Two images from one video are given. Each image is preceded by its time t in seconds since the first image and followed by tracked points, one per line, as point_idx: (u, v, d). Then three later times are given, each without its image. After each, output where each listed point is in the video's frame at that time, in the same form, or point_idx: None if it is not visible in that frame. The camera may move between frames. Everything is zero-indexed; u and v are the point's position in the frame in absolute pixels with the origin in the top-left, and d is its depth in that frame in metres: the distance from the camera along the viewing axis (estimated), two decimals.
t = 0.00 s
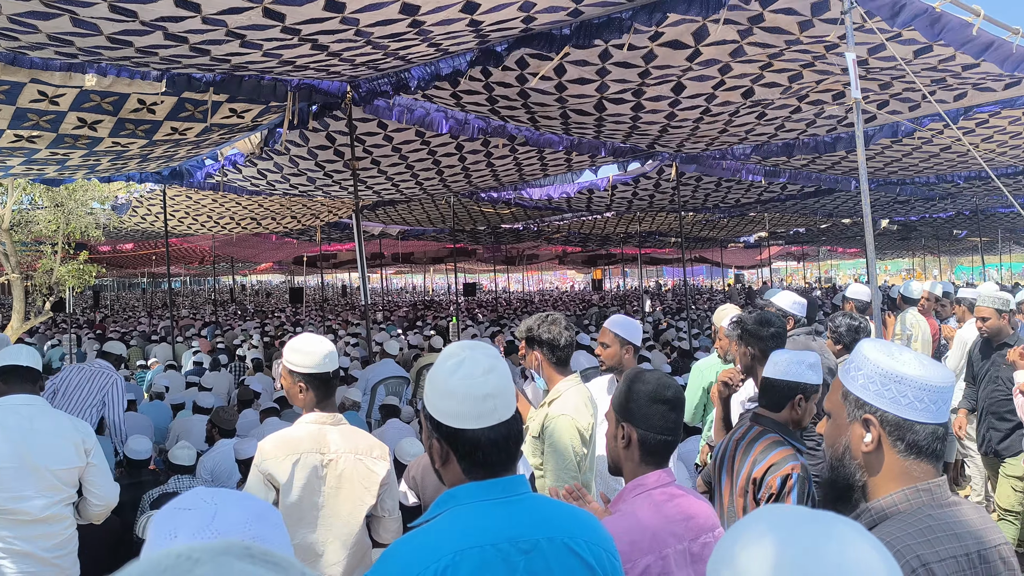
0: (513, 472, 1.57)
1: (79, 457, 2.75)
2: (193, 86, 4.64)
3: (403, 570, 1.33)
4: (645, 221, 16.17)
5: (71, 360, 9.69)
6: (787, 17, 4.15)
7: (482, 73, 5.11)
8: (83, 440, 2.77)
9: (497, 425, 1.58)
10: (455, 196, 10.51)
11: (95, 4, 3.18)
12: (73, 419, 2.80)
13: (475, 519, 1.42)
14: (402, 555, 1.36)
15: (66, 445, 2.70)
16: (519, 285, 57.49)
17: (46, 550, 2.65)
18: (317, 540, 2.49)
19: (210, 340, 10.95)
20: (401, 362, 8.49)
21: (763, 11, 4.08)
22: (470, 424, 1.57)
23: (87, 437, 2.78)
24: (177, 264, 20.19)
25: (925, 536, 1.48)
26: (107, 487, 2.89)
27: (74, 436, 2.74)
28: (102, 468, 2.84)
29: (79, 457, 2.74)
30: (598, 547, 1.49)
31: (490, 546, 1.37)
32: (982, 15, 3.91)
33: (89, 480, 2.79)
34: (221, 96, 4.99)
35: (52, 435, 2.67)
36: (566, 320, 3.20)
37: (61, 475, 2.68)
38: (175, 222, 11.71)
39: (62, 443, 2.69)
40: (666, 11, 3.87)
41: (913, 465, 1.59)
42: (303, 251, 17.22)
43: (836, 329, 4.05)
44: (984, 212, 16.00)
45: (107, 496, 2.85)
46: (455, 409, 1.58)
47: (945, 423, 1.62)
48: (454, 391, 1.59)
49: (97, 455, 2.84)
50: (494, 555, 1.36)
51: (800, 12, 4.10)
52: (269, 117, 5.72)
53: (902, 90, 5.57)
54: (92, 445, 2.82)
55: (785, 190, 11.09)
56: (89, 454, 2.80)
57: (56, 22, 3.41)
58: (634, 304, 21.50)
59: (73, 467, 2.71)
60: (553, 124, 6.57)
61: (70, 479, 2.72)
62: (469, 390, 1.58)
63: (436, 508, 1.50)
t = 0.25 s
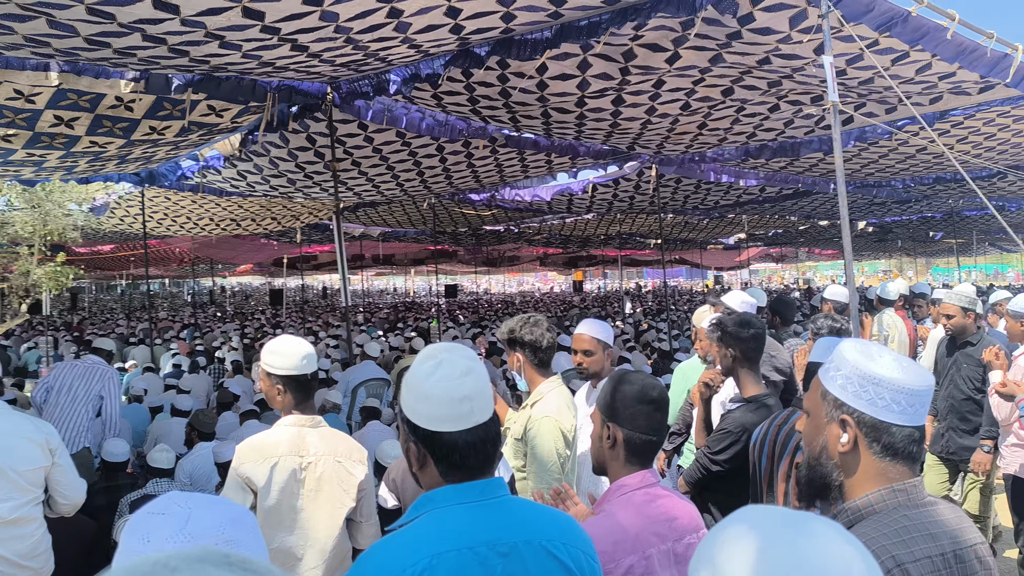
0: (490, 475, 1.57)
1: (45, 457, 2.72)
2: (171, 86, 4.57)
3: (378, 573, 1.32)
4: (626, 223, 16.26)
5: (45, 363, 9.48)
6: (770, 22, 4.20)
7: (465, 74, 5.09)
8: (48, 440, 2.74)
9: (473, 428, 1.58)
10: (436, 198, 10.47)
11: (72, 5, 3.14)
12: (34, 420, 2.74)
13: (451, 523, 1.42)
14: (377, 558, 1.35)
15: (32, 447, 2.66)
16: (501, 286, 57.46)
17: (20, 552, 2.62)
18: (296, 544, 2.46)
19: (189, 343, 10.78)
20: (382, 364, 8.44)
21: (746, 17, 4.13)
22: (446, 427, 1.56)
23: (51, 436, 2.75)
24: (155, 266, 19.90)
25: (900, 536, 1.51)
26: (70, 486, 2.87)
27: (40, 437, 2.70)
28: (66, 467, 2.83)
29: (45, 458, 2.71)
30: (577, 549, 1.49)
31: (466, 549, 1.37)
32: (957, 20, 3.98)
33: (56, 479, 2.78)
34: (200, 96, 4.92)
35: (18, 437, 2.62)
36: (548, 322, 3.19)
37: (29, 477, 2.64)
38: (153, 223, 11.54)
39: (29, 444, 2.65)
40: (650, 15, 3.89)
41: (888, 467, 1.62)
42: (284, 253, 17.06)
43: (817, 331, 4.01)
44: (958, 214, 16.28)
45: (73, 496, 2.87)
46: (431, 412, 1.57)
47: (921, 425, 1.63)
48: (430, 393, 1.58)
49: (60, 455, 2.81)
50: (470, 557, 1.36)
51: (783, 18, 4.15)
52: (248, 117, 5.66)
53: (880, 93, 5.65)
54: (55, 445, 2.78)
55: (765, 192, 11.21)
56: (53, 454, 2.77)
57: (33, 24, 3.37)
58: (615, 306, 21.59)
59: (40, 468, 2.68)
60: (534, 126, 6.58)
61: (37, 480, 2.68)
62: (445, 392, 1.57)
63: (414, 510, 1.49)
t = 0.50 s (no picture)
0: (479, 475, 1.57)
1: (31, 459, 2.71)
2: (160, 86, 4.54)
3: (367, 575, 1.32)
4: (618, 223, 16.29)
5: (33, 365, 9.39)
6: (763, 24, 4.21)
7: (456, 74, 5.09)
8: (34, 442, 2.73)
9: (462, 429, 1.58)
10: (428, 198, 10.46)
11: (60, 7, 3.13)
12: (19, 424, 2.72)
13: (440, 524, 1.41)
14: (366, 560, 1.35)
15: (18, 449, 2.65)
16: (492, 286, 57.40)
17: (11, 553, 2.61)
18: (289, 544, 2.45)
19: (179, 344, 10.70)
20: (374, 365, 8.41)
21: (738, 19, 4.14)
22: (433, 427, 1.56)
23: (36, 438, 2.74)
24: (145, 266, 19.74)
25: (884, 536, 1.52)
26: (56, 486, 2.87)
27: (26, 439, 2.69)
28: (52, 467, 2.82)
29: (32, 460, 2.70)
30: (566, 550, 1.49)
31: (455, 550, 1.36)
32: (946, 21, 4.01)
33: (42, 479, 2.78)
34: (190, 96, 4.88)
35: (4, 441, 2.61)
36: (539, 322, 3.19)
37: (18, 479, 2.63)
38: (142, 224, 11.45)
39: (15, 447, 2.63)
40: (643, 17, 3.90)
41: (874, 467, 1.63)
42: (275, 253, 16.97)
43: (810, 331, 3.98)
44: (947, 215, 16.40)
45: (60, 494, 2.88)
46: (419, 412, 1.57)
47: (907, 426, 1.65)
48: (419, 394, 1.58)
49: (46, 456, 2.80)
50: (458, 559, 1.36)
51: (776, 19, 4.16)
52: (238, 117, 5.63)
53: (870, 94, 5.69)
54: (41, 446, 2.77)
55: (756, 193, 11.25)
56: (39, 456, 2.76)
57: (20, 27, 3.34)
58: (607, 307, 21.61)
59: (28, 469, 2.67)
60: (526, 126, 6.59)
61: (26, 482, 2.67)
62: (433, 392, 1.57)
63: (402, 512, 1.49)
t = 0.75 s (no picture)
0: (475, 476, 1.57)
1: (32, 441, 2.81)
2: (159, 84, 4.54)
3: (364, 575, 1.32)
4: (617, 223, 16.28)
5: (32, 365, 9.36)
6: (764, 24, 4.21)
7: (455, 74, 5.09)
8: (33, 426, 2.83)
9: (457, 429, 1.58)
10: (427, 198, 10.45)
11: (59, 6, 3.13)
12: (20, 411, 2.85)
13: (436, 525, 1.41)
14: (363, 561, 1.35)
15: (18, 429, 2.76)
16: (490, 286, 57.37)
17: (12, 529, 2.66)
18: (284, 545, 2.44)
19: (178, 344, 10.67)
20: (373, 365, 8.39)
21: (737, 18, 4.14)
22: (429, 427, 1.56)
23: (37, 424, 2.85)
24: (144, 267, 19.70)
25: (878, 537, 1.51)
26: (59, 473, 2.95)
27: (24, 421, 2.79)
28: (54, 452, 2.90)
29: (32, 441, 2.79)
30: (563, 550, 1.49)
31: (452, 551, 1.36)
32: (945, 21, 4.02)
33: (43, 463, 2.85)
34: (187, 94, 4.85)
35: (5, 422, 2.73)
36: (536, 323, 3.19)
37: (18, 458, 2.72)
38: (141, 224, 11.43)
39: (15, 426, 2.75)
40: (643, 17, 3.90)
41: (868, 468, 1.62)
42: (273, 254, 16.94)
43: (809, 331, 4.01)
44: (946, 215, 16.40)
45: (62, 478, 2.93)
46: (416, 412, 1.57)
47: (905, 428, 1.64)
48: (415, 394, 1.58)
49: (47, 442, 2.90)
50: (455, 560, 1.35)
51: (778, 19, 4.16)
52: (237, 116, 5.62)
53: (869, 94, 5.71)
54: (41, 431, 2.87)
55: (755, 193, 11.27)
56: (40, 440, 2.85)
57: (19, 25, 3.34)
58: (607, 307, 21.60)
59: (28, 450, 2.76)
60: (525, 126, 6.59)
61: (26, 462, 2.75)
62: (429, 392, 1.57)
63: (399, 513, 1.48)
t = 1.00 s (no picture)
0: (474, 476, 1.57)
1: (30, 430, 3.09)
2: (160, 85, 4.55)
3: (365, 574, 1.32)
4: (618, 223, 16.27)
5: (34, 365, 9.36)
6: (766, 25, 4.21)
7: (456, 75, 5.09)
8: (31, 417, 3.11)
9: (456, 428, 1.58)
10: (429, 198, 10.45)
11: (61, 8, 3.13)
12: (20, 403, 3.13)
13: (434, 525, 1.41)
14: (363, 561, 1.35)
15: (17, 419, 3.05)
16: (492, 285, 57.40)
17: (10, 511, 2.90)
18: (283, 545, 2.45)
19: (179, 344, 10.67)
20: (374, 365, 8.39)
21: (738, 19, 4.14)
22: (426, 426, 1.56)
23: (34, 414, 3.13)
24: (146, 266, 19.70)
25: (874, 538, 1.51)
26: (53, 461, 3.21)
27: (24, 412, 3.08)
28: (49, 441, 3.19)
29: (30, 430, 3.08)
30: (562, 551, 1.49)
31: (450, 551, 1.36)
32: (946, 21, 4.01)
33: (39, 451, 3.13)
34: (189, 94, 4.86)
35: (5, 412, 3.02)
36: (534, 323, 3.19)
37: (15, 444, 3.00)
38: (143, 223, 11.44)
39: (14, 415, 3.03)
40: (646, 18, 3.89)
41: (863, 468, 1.62)
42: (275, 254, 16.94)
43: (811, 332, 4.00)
44: (949, 215, 16.37)
45: (57, 466, 3.21)
46: (415, 411, 1.57)
47: (901, 428, 1.63)
48: (414, 393, 1.58)
49: (44, 432, 3.17)
50: (454, 560, 1.35)
51: (779, 20, 4.15)
52: (239, 116, 5.63)
53: (869, 95, 5.71)
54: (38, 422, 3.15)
55: (756, 193, 11.28)
56: (37, 429, 3.13)
57: (22, 25, 3.34)
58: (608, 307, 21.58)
59: (25, 438, 3.04)
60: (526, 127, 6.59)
61: (23, 449, 3.04)
62: (428, 392, 1.58)
63: (398, 513, 1.48)
